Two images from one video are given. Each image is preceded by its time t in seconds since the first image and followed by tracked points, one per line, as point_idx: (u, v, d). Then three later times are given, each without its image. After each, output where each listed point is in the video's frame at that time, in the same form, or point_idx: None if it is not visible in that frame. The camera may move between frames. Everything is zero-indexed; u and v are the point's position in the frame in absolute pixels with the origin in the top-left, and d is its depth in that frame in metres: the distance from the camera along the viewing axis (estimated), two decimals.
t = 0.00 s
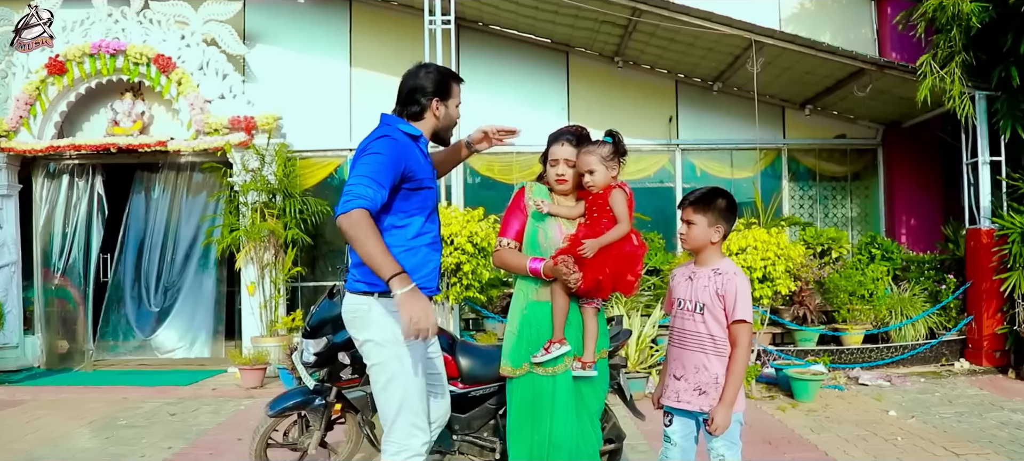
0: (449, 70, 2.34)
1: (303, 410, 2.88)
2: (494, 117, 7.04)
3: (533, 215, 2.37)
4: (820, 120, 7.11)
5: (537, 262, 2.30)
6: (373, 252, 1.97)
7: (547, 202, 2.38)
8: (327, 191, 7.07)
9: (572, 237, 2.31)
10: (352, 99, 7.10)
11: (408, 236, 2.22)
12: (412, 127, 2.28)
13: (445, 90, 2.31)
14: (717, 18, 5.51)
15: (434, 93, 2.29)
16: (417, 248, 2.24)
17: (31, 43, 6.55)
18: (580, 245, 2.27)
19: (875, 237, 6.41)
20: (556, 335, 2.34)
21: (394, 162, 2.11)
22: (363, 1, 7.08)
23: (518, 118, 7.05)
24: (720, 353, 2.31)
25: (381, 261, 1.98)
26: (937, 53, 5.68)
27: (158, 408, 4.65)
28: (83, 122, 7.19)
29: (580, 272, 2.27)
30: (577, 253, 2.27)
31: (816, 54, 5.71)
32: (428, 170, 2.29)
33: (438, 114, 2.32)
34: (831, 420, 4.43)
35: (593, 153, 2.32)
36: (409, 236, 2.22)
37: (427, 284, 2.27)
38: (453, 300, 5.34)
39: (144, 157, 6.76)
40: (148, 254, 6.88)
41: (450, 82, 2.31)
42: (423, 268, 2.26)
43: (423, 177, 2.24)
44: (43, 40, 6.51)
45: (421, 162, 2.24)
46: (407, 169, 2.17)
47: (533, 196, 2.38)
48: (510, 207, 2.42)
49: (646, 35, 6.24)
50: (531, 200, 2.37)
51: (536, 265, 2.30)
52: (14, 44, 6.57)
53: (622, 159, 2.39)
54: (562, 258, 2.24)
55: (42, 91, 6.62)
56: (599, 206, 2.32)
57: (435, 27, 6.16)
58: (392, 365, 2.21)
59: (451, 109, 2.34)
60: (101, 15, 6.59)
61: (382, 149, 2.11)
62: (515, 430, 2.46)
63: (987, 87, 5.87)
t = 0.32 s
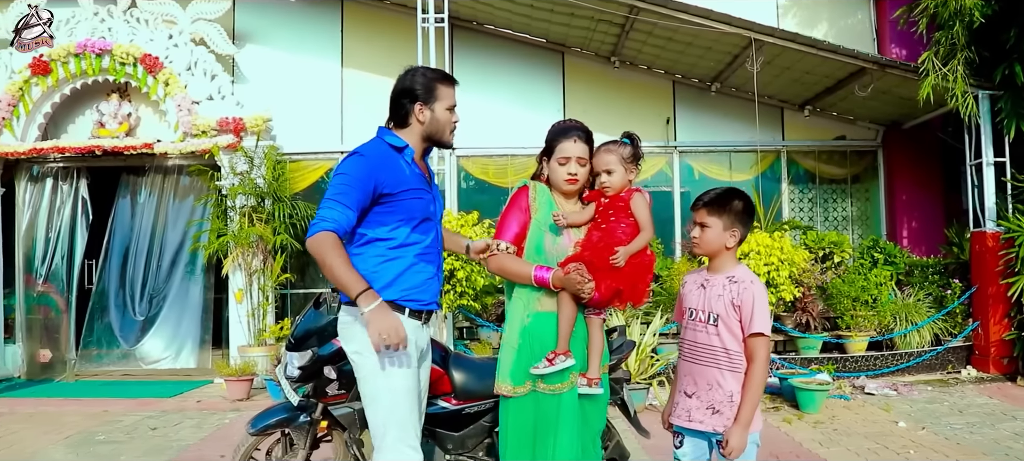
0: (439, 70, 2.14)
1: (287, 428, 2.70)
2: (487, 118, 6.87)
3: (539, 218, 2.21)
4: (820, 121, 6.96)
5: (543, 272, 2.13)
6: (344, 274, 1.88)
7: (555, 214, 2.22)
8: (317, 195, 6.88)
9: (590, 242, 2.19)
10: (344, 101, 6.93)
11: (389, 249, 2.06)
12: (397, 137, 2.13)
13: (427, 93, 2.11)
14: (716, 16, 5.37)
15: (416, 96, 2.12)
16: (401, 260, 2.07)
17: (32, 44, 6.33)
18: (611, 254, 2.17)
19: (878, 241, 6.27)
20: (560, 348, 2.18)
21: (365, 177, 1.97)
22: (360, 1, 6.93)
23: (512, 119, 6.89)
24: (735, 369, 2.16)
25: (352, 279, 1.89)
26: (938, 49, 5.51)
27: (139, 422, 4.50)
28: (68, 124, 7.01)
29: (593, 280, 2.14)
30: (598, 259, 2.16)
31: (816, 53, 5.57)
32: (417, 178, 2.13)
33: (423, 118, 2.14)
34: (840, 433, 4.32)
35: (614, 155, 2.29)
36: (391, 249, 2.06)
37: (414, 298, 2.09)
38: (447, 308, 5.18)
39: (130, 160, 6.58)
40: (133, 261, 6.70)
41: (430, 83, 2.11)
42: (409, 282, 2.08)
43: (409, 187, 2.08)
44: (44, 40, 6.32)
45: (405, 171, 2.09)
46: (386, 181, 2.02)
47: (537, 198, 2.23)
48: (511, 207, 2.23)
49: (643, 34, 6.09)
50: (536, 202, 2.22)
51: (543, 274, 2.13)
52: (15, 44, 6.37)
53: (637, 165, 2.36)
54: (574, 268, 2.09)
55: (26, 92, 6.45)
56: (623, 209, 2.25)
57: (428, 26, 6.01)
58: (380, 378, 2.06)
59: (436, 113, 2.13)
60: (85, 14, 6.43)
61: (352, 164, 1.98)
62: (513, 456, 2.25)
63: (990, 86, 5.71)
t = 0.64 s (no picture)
0: (422, 69, 2.04)
1: (270, 445, 2.57)
2: (481, 120, 6.72)
3: (539, 228, 2.06)
4: (820, 123, 6.83)
5: (555, 281, 1.98)
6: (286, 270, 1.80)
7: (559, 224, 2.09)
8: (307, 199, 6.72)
9: (600, 245, 2.08)
10: (335, 103, 6.78)
11: (349, 252, 1.95)
12: (376, 138, 2.05)
13: (406, 92, 2.00)
14: (715, 14, 5.24)
15: (395, 95, 2.02)
16: (359, 264, 1.95)
17: (31, 44, 6.14)
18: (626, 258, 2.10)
19: (880, 245, 6.14)
20: (580, 366, 2.05)
21: (326, 175, 1.89)
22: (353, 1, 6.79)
23: (506, 121, 6.74)
24: (749, 386, 2.01)
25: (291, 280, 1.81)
26: (940, 47, 5.36)
27: (119, 435, 4.35)
28: (52, 126, 6.83)
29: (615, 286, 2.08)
30: (611, 263, 2.06)
31: (817, 52, 5.43)
32: (391, 179, 2.01)
33: (400, 118, 2.03)
34: (846, 444, 4.19)
35: (614, 154, 2.21)
36: (351, 252, 1.95)
37: (373, 307, 1.95)
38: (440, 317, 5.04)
39: (116, 162, 6.42)
40: (118, 267, 6.53)
41: (409, 82, 2.00)
42: (367, 289, 1.95)
43: (377, 188, 1.97)
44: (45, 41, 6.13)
45: (373, 171, 1.98)
46: (351, 180, 1.93)
47: (534, 206, 2.07)
48: (506, 221, 2.05)
49: (640, 33, 5.95)
50: (534, 210, 2.06)
51: (557, 283, 1.98)
52: (15, 44, 6.18)
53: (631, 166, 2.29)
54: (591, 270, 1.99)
55: (8, 92, 6.29)
56: (624, 210, 2.19)
57: (422, 24, 5.86)
58: (323, 385, 1.93)
59: (415, 113, 2.01)
60: (70, 13, 6.27)
61: (316, 162, 1.91)
62: None
63: (992, 85, 5.53)
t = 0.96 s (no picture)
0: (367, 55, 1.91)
1: None
2: (474, 123, 6.59)
3: (525, 237, 1.94)
4: (819, 126, 6.73)
5: (551, 291, 1.85)
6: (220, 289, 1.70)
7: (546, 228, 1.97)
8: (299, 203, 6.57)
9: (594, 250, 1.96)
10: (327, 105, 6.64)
11: (291, 262, 1.81)
12: (320, 137, 1.92)
13: (350, 80, 1.87)
14: (713, 13, 5.12)
15: (337, 84, 1.88)
16: (301, 274, 1.80)
17: (31, 44, 6.00)
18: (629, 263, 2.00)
19: (881, 249, 6.03)
20: (581, 383, 1.93)
21: (256, 179, 1.78)
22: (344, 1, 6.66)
23: (501, 124, 6.62)
24: (763, 404, 1.90)
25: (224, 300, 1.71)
26: (941, 47, 5.23)
27: (102, 448, 4.21)
28: (37, 129, 6.69)
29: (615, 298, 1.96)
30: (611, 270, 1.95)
31: (817, 53, 5.31)
32: (335, 178, 1.86)
33: (343, 110, 1.89)
34: (851, 456, 4.08)
35: (612, 151, 2.11)
36: (293, 262, 1.81)
37: (319, 321, 1.79)
38: (433, 325, 4.91)
39: (102, 166, 6.27)
40: (104, 275, 6.38)
41: (352, 69, 1.87)
42: (311, 302, 1.79)
43: (317, 189, 1.82)
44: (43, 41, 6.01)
45: (308, 172, 1.83)
46: (283, 183, 1.79)
47: (518, 212, 1.95)
48: (488, 230, 1.92)
49: (637, 34, 5.83)
50: (518, 217, 1.94)
51: (553, 293, 1.85)
52: (14, 45, 6.03)
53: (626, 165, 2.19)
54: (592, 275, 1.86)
55: None
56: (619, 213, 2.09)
57: (414, 24, 5.73)
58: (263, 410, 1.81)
59: (361, 102, 1.87)
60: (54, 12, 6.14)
61: (252, 166, 1.81)
62: None
63: (994, 86, 5.38)
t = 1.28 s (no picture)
0: (292, 39, 1.79)
1: None
2: (469, 125, 6.48)
3: (511, 250, 1.83)
4: (818, 130, 6.66)
5: (546, 305, 1.74)
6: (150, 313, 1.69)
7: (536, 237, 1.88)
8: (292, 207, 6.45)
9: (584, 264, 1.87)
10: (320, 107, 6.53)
11: (223, 280, 1.71)
12: (247, 138, 1.82)
13: (267, 68, 1.75)
14: (712, 15, 5.03)
15: (257, 72, 1.76)
16: (233, 292, 1.70)
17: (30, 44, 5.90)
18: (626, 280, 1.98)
19: (881, 256, 5.97)
20: (571, 407, 1.82)
21: (175, 194, 1.70)
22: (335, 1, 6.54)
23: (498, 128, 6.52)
24: (781, 429, 1.82)
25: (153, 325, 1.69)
26: (943, 51, 5.16)
27: None
28: (21, 131, 6.54)
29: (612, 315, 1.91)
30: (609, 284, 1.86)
31: (818, 56, 5.22)
32: (263, 184, 1.74)
33: (264, 98, 1.78)
34: None
35: (599, 160, 2.09)
36: (226, 279, 1.71)
37: (259, 343, 1.68)
38: (428, 334, 4.81)
39: (89, 169, 6.12)
40: (91, 282, 6.24)
41: (268, 56, 1.75)
42: (246, 323, 1.69)
43: (244, 198, 1.71)
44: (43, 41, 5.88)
45: (232, 181, 1.72)
46: (201, 195, 1.70)
47: (503, 222, 1.85)
48: (471, 240, 1.81)
49: (635, 36, 5.74)
50: (503, 227, 1.84)
51: (549, 308, 1.74)
52: (14, 45, 5.90)
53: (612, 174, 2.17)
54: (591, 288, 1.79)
55: None
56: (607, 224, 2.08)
57: (408, 25, 5.62)
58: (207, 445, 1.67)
59: (279, 91, 1.75)
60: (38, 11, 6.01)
61: (175, 179, 1.73)
62: None
63: (996, 91, 5.31)
